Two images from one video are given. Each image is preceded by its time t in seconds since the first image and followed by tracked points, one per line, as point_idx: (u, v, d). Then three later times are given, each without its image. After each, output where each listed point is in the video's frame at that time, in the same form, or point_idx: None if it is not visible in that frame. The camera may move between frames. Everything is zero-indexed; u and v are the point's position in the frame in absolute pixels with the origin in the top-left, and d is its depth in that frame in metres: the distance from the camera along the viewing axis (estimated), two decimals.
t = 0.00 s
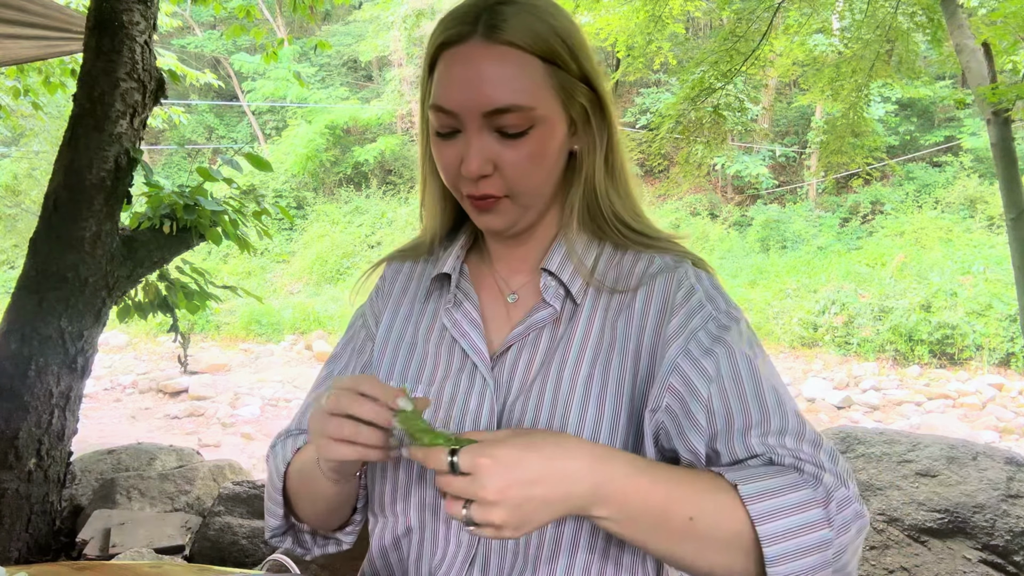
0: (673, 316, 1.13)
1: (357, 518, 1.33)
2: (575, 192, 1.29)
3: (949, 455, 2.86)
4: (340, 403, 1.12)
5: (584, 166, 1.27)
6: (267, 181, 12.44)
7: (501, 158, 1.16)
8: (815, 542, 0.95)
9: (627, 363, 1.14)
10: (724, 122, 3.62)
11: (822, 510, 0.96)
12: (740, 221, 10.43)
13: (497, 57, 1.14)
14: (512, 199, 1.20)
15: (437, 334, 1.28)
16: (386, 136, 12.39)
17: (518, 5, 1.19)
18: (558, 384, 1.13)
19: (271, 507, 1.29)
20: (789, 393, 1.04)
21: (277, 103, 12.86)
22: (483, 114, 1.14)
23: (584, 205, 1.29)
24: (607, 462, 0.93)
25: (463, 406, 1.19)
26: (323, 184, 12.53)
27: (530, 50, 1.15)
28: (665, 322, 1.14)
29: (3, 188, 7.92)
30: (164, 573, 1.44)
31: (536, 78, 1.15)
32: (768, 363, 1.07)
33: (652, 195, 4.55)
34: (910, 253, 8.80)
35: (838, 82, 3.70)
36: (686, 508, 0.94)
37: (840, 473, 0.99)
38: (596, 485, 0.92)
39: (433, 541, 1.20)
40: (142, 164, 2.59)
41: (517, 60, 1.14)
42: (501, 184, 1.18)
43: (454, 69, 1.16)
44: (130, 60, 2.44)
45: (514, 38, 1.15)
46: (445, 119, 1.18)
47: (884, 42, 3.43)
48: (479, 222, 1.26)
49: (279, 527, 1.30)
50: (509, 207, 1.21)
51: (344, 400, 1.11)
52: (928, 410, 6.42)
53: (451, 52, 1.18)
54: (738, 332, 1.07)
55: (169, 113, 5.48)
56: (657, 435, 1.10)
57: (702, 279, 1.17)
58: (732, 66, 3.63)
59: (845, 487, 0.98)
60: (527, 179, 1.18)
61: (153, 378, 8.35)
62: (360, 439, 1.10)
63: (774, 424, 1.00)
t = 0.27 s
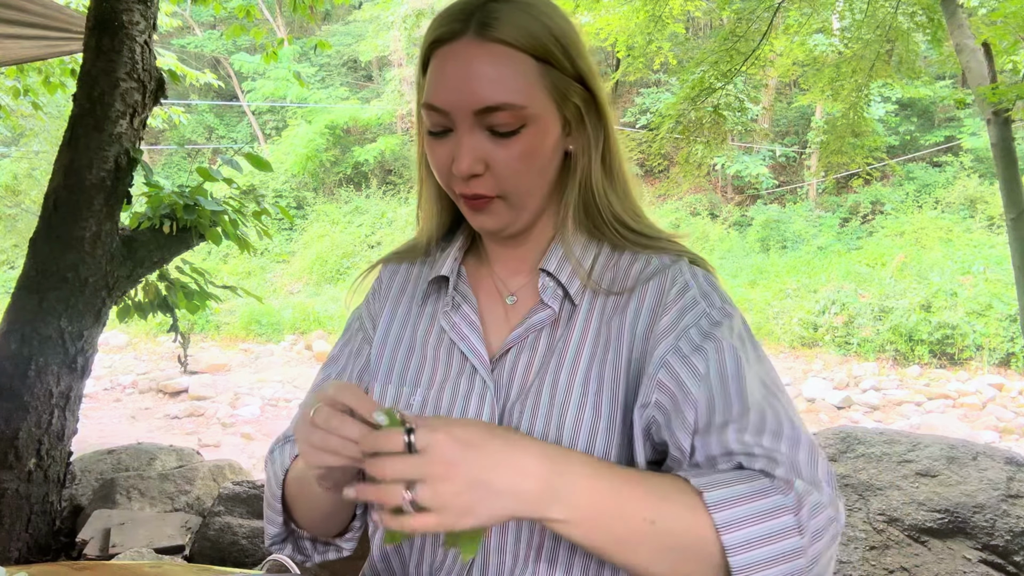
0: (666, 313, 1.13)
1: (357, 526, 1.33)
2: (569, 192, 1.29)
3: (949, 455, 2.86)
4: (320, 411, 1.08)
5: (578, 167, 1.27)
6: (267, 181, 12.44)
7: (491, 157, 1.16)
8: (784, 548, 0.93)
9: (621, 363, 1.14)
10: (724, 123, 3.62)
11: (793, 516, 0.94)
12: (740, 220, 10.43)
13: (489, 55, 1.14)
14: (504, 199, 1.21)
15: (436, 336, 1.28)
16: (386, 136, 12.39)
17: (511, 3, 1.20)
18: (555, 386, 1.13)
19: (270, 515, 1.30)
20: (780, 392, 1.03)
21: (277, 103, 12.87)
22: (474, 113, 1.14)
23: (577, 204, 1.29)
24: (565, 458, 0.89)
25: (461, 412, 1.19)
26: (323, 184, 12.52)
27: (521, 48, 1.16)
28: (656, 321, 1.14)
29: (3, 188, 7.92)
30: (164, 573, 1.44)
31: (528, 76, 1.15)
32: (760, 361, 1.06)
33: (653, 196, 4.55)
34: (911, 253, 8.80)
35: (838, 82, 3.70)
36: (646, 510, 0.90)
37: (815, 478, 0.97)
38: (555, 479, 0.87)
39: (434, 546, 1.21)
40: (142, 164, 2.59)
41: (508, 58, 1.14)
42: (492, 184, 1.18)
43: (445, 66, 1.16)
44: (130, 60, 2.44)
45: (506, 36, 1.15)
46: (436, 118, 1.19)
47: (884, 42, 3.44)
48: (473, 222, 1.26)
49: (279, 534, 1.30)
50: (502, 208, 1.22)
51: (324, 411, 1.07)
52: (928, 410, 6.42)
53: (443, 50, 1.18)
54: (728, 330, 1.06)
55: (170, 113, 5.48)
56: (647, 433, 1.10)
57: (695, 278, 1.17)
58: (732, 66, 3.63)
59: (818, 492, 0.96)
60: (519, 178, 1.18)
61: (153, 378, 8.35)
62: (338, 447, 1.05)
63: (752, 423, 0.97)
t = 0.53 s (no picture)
0: (659, 317, 1.13)
1: (354, 524, 1.33)
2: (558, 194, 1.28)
3: (949, 455, 2.86)
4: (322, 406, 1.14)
5: (568, 166, 1.26)
6: (267, 181, 12.44)
7: (476, 157, 1.15)
8: (782, 535, 0.90)
9: (617, 365, 1.13)
10: (724, 123, 3.62)
11: (794, 502, 0.91)
12: (740, 221, 10.43)
13: (474, 54, 1.14)
14: (491, 198, 1.20)
15: (430, 338, 1.29)
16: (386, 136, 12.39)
17: (497, 3, 1.19)
18: (548, 388, 1.13)
19: (270, 512, 1.29)
20: (778, 388, 1.01)
21: (277, 103, 12.86)
22: (457, 112, 1.14)
23: (569, 205, 1.29)
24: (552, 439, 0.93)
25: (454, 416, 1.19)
26: (323, 184, 12.43)
27: (507, 48, 1.15)
28: (652, 321, 1.13)
29: (3, 188, 7.92)
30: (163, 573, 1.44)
31: (514, 75, 1.15)
32: (756, 358, 1.05)
33: (653, 196, 4.55)
34: (910, 253, 8.80)
35: (838, 83, 3.70)
36: (640, 492, 0.90)
37: (819, 465, 0.94)
38: (542, 461, 0.91)
39: (427, 548, 1.21)
40: (142, 164, 2.59)
41: (494, 57, 1.14)
42: (478, 182, 1.17)
43: (429, 66, 1.16)
44: (130, 60, 2.44)
45: (490, 36, 1.15)
46: (422, 118, 1.19)
47: (884, 42, 3.44)
48: (462, 224, 1.26)
49: (278, 531, 1.30)
50: (489, 207, 1.21)
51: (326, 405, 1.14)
52: (928, 410, 6.42)
53: (429, 50, 1.18)
54: (721, 326, 1.05)
55: (170, 113, 5.48)
56: (649, 431, 1.09)
57: (687, 276, 1.16)
58: (732, 66, 3.63)
59: (823, 478, 0.93)
60: (505, 178, 1.17)
61: (153, 378, 8.35)
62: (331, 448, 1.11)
63: (748, 416, 0.95)
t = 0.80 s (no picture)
0: (661, 317, 1.13)
1: (358, 524, 1.33)
2: (545, 193, 1.26)
3: (949, 455, 2.86)
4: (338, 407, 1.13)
5: (558, 166, 1.25)
6: (267, 181, 12.43)
7: (454, 154, 1.14)
8: (801, 522, 0.90)
9: (619, 364, 1.13)
10: (724, 123, 3.62)
11: (810, 489, 0.91)
12: (741, 221, 10.43)
13: (455, 53, 1.14)
14: (471, 195, 1.18)
15: (429, 341, 1.28)
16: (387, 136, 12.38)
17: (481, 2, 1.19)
18: (547, 389, 1.13)
19: (275, 510, 1.30)
20: (785, 382, 1.01)
21: (277, 103, 12.86)
22: (434, 108, 1.14)
23: (563, 205, 1.28)
24: (562, 440, 0.93)
25: (452, 418, 1.19)
26: (323, 184, 12.58)
27: (489, 47, 1.15)
28: (655, 321, 1.13)
29: (3, 188, 7.92)
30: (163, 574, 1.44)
31: (494, 73, 1.14)
32: (760, 353, 1.05)
33: (653, 196, 4.54)
34: (910, 253, 8.80)
35: (838, 83, 3.70)
36: (653, 486, 0.90)
37: (833, 452, 0.94)
38: (554, 462, 0.91)
39: (426, 549, 1.21)
40: (142, 164, 2.59)
41: (474, 56, 1.14)
42: (457, 179, 1.16)
43: (412, 65, 1.17)
44: (130, 60, 2.44)
45: (471, 34, 1.15)
46: (407, 115, 1.20)
47: (884, 42, 3.44)
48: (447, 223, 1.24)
49: (283, 529, 1.30)
50: (469, 203, 1.19)
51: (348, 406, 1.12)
52: (928, 410, 6.42)
53: (413, 49, 1.19)
54: (723, 322, 1.05)
55: (170, 113, 5.48)
56: (660, 431, 1.11)
57: (687, 276, 1.16)
58: (732, 66, 3.63)
59: (838, 463, 0.93)
60: (484, 174, 1.15)
61: (153, 377, 8.35)
62: (335, 453, 1.10)
63: (758, 409, 0.95)
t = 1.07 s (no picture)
0: (663, 323, 1.12)
1: (359, 524, 1.33)
2: (539, 193, 1.25)
3: (949, 455, 2.86)
4: (344, 416, 1.14)
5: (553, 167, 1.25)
6: (267, 181, 12.44)
7: (443, 152, 1.15)
8: (803, 538, 0.89)
9: (619, 370, 1.13)
10: (724, 123, 3.62)
11: (809, 503, 0.90)
12: (741, 221, 10.43)
13: (446, 52, 1.14)
14: (461, 193, 1.18)
15: (429, 340, 1.28)
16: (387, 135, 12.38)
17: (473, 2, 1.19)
18: (546, 394, 1.13)
19: (277, 510, 1.29)
20: (785, 389, 1.01)
21: (277, 103, 12.86)
22: (423, 106, 1.15)
23: (560, 206, 1.28)
24: (563, 458, 0.92)
25: (451, 420, 1.18)
26: (323, 184, 12.61)
27: (480, 48, 1.15)
28: (655, 327, 1.13)
29: (3, 188, 7.91)
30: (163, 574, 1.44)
31: (485, 72, 1.15)
32: (762, 360, 1.04)
33: (653, 196, 4.54)
34: (910, 253, 8.81)
35: (838, 83, 3.70)
36: (655, 502, 0.90)
37: (833, 465, 0.94)
38: (556, 479, 0.90)
39: (423, 552, 1.21)
40: (142, 164, 2.59)
41: (464, 55, 1.14)
42: (446, 177, 1.16)
43: (404, 64, 1.18)
44: (130, 60, 2.44)
45: (462, 33, 1.15)
46: (400, 115, 1.21)
47: (884, 42, 3.43)
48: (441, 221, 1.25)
49: (284, 529, 1.30)
50: (459, 202, 1.19)
51: (355, 416, 1.12)
52: (928, 410, 6.42)
53: (405, 49, 1.20)
54: (725, 329, 1.05)
55: (169, 113, 5.48)
56: (660, 436, 1.10)
57: (688, 281, 1.15)
58: (732, 66, 3.62)
59: (838, 476, 0.93)
60: (473, 172, 1.16)
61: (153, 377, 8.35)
62: (338, 464, 1.11)
63: (759, 418, 0.95)
